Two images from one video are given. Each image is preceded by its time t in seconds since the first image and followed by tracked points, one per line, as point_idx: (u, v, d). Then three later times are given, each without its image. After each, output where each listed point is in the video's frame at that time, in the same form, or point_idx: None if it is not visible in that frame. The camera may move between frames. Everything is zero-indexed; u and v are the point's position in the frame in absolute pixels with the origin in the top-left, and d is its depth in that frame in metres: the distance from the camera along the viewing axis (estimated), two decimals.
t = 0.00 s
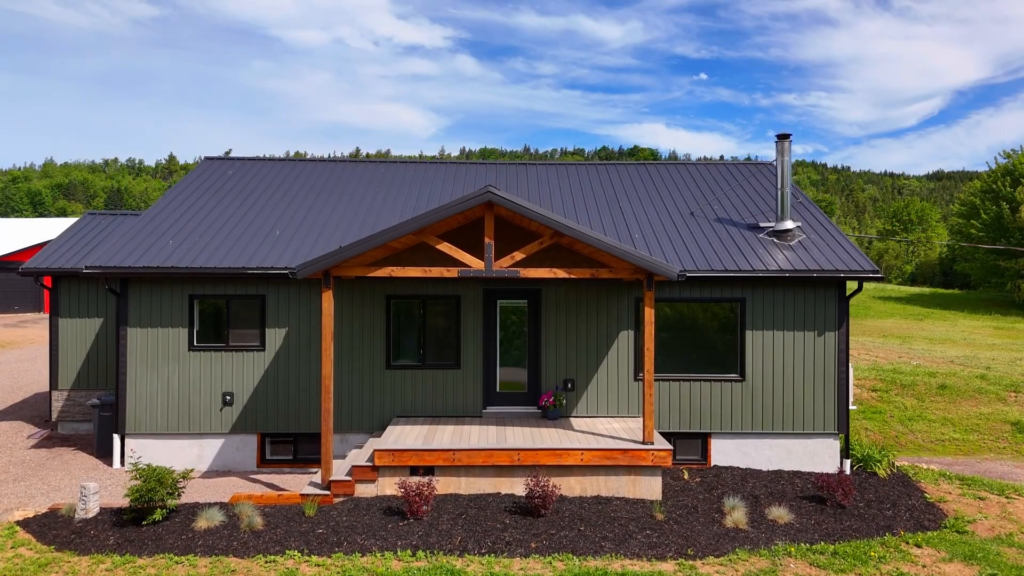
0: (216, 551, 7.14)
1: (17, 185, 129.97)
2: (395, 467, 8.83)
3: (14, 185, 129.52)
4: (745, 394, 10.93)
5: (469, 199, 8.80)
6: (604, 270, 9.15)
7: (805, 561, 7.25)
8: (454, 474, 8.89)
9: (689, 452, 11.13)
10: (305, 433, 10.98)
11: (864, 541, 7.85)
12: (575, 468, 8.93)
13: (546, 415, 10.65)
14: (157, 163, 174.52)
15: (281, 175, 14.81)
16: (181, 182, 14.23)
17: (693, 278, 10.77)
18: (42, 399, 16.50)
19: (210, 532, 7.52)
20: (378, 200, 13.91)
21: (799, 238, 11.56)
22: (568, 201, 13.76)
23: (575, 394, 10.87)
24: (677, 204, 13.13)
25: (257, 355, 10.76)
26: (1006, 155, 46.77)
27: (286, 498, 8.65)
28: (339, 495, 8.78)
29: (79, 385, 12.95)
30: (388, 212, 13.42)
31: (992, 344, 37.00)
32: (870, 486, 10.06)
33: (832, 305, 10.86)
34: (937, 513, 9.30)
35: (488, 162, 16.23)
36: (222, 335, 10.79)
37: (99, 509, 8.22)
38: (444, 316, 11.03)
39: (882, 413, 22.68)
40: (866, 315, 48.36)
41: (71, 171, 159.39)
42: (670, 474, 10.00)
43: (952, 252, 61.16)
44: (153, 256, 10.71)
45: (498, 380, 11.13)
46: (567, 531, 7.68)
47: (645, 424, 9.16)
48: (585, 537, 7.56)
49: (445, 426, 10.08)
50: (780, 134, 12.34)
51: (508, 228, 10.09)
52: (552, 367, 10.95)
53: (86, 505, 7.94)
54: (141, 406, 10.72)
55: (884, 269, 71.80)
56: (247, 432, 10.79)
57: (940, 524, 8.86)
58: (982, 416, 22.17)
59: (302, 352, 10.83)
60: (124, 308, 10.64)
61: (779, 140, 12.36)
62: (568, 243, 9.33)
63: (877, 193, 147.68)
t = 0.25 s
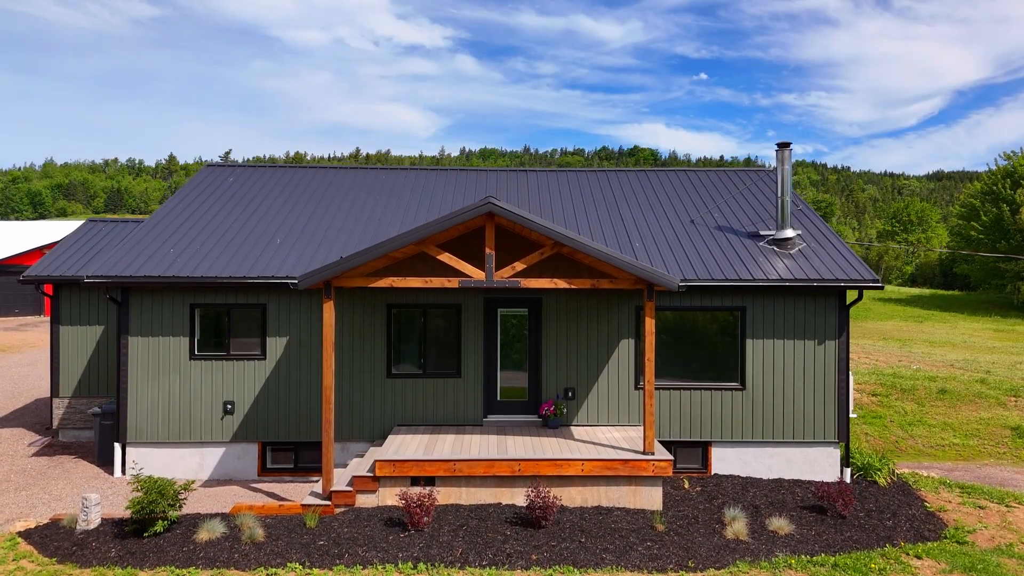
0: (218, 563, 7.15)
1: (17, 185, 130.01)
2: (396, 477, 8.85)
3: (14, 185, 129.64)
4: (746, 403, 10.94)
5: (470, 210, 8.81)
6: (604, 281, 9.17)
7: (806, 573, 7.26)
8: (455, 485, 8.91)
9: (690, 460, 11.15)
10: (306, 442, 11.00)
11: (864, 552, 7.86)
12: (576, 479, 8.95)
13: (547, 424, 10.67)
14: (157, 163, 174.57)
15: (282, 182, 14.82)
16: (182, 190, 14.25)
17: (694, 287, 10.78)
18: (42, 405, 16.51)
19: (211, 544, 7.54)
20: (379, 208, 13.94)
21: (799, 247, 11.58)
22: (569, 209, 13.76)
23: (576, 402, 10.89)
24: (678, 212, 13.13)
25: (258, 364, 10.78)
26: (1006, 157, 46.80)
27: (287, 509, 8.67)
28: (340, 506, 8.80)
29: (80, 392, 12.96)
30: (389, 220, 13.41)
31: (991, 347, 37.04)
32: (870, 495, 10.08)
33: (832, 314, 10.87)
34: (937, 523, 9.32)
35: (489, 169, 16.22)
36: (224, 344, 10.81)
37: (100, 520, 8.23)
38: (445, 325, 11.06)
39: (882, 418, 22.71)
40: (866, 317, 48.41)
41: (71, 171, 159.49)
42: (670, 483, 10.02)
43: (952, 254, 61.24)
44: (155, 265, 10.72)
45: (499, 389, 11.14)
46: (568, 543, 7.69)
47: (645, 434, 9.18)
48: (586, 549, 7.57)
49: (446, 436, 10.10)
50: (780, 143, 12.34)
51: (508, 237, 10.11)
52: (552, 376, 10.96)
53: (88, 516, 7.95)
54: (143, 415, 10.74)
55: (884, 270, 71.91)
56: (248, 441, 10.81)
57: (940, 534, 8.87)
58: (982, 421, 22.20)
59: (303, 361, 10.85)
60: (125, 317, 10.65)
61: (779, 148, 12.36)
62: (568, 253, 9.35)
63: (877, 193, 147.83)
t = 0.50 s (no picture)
0: None
1: (17, 185, 129.84)
2: (398, 490, 8.85)
3: (14, 186, 129.65)
4: (747, 413, 10.95)
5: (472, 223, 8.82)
6: (606, 293, 9.18)
7: None
8: (456, 496, 8.92)
9: (691, 470, 11.17)
10: (308, 452, 11.01)
11: (866, 566, 7.87)
12: (578, 491, 8.96)
13: (548, 434, 10.68)
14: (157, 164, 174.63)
15: (283, 190, 14.83)
16: (183, 199, 14.27)
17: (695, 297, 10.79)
18: (44, 413, 16.53)
19: (214, 558, 7.55)
20: (380, 218, 13.95)
21: (800, 256, 11.58)
22: (570, 218, 13.76)
23: (578, 413, 10.90)
24: (679, 220, 13.13)
25: (260, 374, 10.80)
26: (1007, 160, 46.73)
27: (290, 521, 8.68)
28: (342, 518, 8.82)
29: (82, 401, 12.96)
30: (389, 231, 13.42)
31: (992, 350, 37.02)
32: (872, 506, 10.08)
33: (833, 324, 10.88)
34: (939, 534, 9.32)
35: (489, 176, 16.21)
36: (226, 354, 10.83)
37: (103, 533, 8.24)
38: (447, 335, 11.07)
39: (883, 424, 22.71)
40: (866, 320, 48.39)
41: (71, 172, 159.55)
42: (672, 494, 10.03)
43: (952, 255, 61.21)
44: (156, 277, 10.74)
45: (501, 399, 11.15)
46: (570, 556, 7.70)
47: (647, 446, 9.17)
48: (588, 563, 7.58)
49: (448, 447, 10.12)
50: (780, 152, 12.34)
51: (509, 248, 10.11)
52: (554, 386, 10.97)
53: (90, 529, 7.96)
54: (145, 425, 10.75)
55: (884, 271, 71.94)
56: (250, 451, 10.82)
57: (942, 546, 8.87)
58: (982, 427, 22.19)
59: (305, 371, 10.85)
60: (127, 327, 10.66)
61: (780, 157, 12.36)
62: (570, 265, 9.36)
63: (877, 194, 147.86)
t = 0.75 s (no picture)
0: None
1: (17, 185, 130.03)
2: (399, 500, 8.87)
3: (14, 186, 129.72)
4: (747, 423, 10.96)
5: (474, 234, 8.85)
6: (608, 303, 9.20)
7: None
8: (457, 507, 8.93)
9: (692, 479, 11.19)
10: (309, 461, 11.03)
11: None
12: (579, 501, 8.97)
13: (549, 443, 10.69)
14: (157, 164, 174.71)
15: (284, 198, 14.85)
16: (184, 206, 14.30)
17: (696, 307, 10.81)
18: (44, 419, 16.55)
19: (216, 570, 7.56)
20: (381, 225, 13.96)
21: (801, 265, 11.60)
22: (570, 226, 13.77)
23: (579, 422, 10.91)
24: (679, 228, 13.14)
25: (261, 384, 10.82)
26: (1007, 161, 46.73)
27: (291, 532, 8.70)
28: (344, 528, 8.83)
29: (83, 409, 13.00)
30: (389, 239, 13.42)
31: (992, 353, 37.05)
32: (872, 516, 10.10)
33: (834, 333, 10.89)
34: (939, 544, 9.34)
35: (489, 183, 16.21)
36: (226, 364, 10.85)
37: (104, 545, 8.25)
38: (447, 344, 11.09)
39: (883, 428, 22.71)
40: (866, 321, 48.41)
41: (71, 172, 159.62)
42: (673, 504, 10.05)
43: (952, 256, 61.24)
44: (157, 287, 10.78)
45: (501, 408, 11.17)
46: (571, 569, 7.72)
47: (648, 456, 9.18)
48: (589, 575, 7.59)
49: (449, 456, 10.14)
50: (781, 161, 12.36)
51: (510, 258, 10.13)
52: (555, 396, 10.98)
53: (92, 542, 7.97)
54: (146, 435, 10.77)
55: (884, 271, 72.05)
56: (251, 460, 10.84)
57: (942, 557, 8.89)
58: (982, 431, 22.19)
59: (306, 381, 10.88)
60: (128, 337, 10.68)
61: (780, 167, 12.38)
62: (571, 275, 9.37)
63: (877, 193, 147.97)
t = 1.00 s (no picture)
0: None
1: (17, 184, 130.18)
2: (398, 511, 8.86)
3: (13, 184, 129.70)
4: (746, 431, 10.96)
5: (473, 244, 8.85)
6: (607, 314, 9.19)
7: None
8: (456, 518, 8.93)
9: (691, 488, 11.20)
10: (308, 470, 11.02)
11: None
12: (578, 512, 8.97)
13: (548, 452, 10.69)
14: (157, 164, 174.72)
15: (284, 204, 14.84)
16: (184, 212, 14.30)
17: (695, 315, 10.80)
18: (44, 425, 16.55)
19: None
20: (381, 232, 13.95)
21: (800, 273, 11.59)
22: (569, 233, 13.75)
23: (578, 430, 10.91)
24: (678, 236, 13.12)
25: (260, 393, 10.81)
26: (1007, 162, 46.73)
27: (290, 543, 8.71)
28: (343, 539, 8.83)
29: (82, 416, 12.98)
30: (390, 247, 13.43)
31: (992, 355, 37.04)
32: (871, 525, 10.10)
33: (833, 342, 10.89)
34: (938, 554, 9.33)
35: (488, 189, 16.17)
36: (226, 372, 10.85)
37: (103, 557, 8.25)
38: (447, 353, 11.10)
39: (882, 433, 22.72)
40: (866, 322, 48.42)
41: (71, 170, 159.62)
42: (672, 513, 10.06)
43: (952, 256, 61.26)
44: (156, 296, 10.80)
45: (500, 417, 11.15)
46: None
47: (647, 467, 9.17)
48: None
49: (448, 466, 10.14)
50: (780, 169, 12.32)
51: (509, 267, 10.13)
52: (554, 405, 10.98)
53: (91, 553, 7.97)
54: (145, 443, 10.77)
55: (884, 271, 72.13)
56: (250, 469, 10.84)
57: (941, 567, 8.88)
58: (982, 436, 22.20)
59: (305, 389, 10.88)
60: (127, 345, 10.68)
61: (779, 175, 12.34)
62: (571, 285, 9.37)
63: (877, 192, 147.99)
